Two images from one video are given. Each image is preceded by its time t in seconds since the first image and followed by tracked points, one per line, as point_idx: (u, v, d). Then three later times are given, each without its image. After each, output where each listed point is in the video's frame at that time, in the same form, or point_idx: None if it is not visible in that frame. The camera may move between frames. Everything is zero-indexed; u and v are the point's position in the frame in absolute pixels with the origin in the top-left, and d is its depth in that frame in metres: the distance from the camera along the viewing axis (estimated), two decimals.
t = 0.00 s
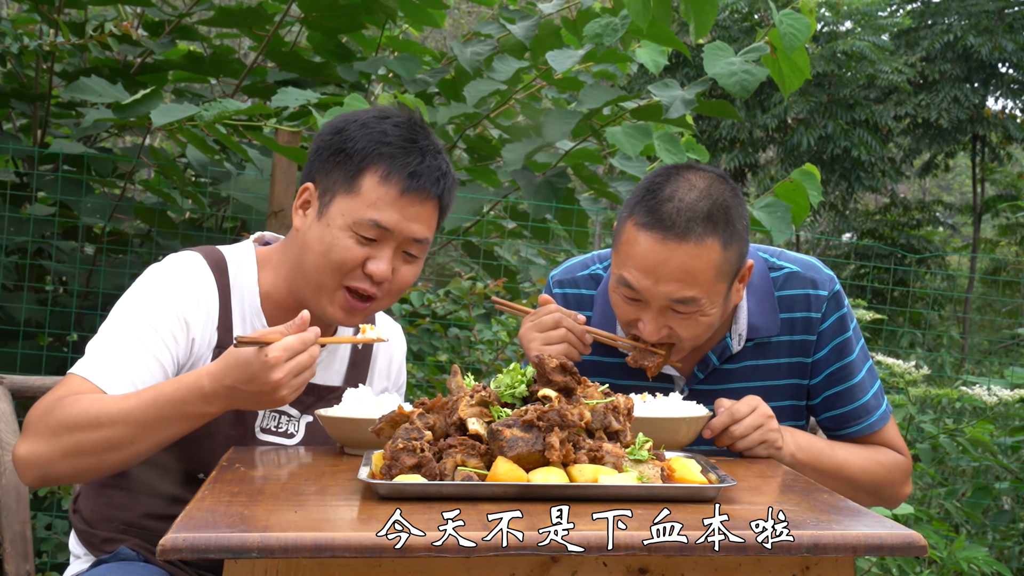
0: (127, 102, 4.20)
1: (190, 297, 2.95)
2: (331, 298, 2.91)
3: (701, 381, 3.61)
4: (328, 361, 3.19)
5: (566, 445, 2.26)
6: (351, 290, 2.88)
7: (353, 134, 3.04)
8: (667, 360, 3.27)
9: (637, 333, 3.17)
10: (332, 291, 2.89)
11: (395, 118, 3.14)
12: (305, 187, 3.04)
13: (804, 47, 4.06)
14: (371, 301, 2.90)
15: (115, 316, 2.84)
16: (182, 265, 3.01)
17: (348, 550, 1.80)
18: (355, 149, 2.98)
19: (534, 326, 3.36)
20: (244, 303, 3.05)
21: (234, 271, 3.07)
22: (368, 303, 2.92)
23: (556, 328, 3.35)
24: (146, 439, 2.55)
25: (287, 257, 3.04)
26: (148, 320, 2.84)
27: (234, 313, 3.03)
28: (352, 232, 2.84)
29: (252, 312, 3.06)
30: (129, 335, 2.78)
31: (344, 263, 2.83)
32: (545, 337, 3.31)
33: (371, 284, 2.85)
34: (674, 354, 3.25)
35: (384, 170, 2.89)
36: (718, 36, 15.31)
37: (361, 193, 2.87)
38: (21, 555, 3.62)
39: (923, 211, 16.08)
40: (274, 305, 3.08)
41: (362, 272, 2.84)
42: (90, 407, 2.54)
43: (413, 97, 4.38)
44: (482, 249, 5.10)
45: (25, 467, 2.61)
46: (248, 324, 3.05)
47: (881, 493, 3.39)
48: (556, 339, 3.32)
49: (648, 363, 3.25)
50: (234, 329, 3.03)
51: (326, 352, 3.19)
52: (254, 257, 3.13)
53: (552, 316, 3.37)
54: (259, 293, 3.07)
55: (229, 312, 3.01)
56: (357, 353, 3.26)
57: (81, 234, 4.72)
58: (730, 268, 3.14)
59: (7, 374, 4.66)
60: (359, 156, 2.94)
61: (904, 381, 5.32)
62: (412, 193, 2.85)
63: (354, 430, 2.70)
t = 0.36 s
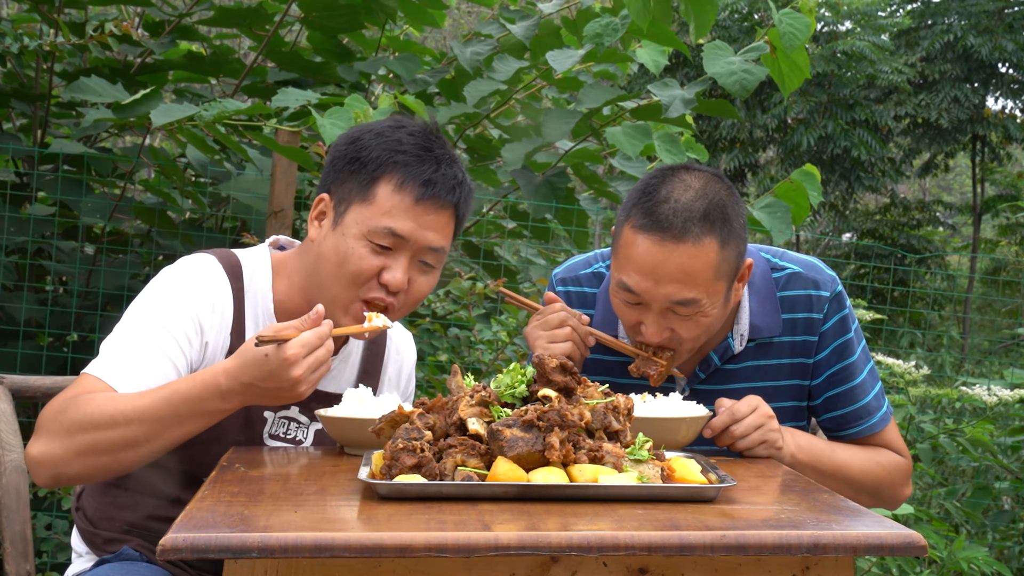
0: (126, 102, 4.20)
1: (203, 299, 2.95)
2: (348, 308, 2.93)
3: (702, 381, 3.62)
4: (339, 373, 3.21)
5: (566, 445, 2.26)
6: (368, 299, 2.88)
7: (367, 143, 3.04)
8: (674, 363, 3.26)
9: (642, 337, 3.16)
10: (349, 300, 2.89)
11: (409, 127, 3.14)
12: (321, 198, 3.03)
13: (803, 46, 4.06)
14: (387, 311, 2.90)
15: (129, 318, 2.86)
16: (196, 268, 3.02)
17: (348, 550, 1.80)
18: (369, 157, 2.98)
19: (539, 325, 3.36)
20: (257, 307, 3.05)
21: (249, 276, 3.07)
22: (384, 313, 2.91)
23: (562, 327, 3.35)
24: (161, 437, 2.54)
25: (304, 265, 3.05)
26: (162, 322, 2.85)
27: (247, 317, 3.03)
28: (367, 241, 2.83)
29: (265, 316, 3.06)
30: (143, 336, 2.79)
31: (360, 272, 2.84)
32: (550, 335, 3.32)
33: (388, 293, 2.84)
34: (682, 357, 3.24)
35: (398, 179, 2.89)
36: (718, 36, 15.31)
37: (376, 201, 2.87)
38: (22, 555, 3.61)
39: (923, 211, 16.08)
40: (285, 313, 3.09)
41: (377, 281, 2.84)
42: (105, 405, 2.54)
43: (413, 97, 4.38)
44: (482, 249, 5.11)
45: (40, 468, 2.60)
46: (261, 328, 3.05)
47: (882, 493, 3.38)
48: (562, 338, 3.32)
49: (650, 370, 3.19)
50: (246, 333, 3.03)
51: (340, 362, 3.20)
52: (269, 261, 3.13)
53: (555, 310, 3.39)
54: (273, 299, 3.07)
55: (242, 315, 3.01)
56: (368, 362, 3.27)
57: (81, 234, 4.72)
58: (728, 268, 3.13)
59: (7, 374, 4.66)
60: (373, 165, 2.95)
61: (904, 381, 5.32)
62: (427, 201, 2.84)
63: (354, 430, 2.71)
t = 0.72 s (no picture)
0: (126, 102, 4.20)
1: (206, 301, 2.95)
2: (337, 305, 2.92)
3: (702, 383, 3.61)
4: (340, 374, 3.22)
5: (566, 445, 2.26)
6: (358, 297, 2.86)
7: (359, 139, 3.05)
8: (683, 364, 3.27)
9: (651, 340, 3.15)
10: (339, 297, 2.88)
11: (402, 124, 3.15)
12: (315, 197, 3.07)
13: (804, 47, 4.06)
14: (376, 310, 2.87)
15: (132, 320, 2.83)
16: (195, 270, 3.02)
17: (349, 550, 1.80)
18: (360, 152, 2.98)
19: (512, 345, 3.34)
20: (258, 308, 3.06)
21: (248, 276, 3.08)
22: (373, 312, 2.88)
23: (536, 347, 3.31)
24: (164, 446, 2.55)
25: (298, 266, 3.04)
26: (166, 324, 2.84)
27: (248, 317, 3.04)
28: (355, 236, 2.81)
29: (266, 317, 3.06)
30: (148, 340, 2.78)
31: (349, 269, 2.82)
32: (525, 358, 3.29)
33: (377, 291, 2.82)
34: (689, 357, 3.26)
35: (387, 174, 2.89)
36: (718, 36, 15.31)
37: (365, 196, 2.86)
38: (22, 555, 3.61)
39: (923, 211, 16.07)
40: (286, 315, 3.09)
41: (367, 278, 2.82)
42: (112, 415, 2.53)
43: (413, 97, 4.38)
44: (482, 249, 5.10)
45: (45, 473, 2.59)
46: (262, 328, 3.07)
47: (882, 494, 3.39)
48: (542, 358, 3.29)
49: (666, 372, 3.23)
50: (248, 334, 3.04)
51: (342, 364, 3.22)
52: (268, 261, 3.14)
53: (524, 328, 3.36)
54: (272, 299, 3.07)
55: (243, 316, 3.02)
56: (368, 362, 3.28)
57: (81, 234, 4.72)
58: (736, 264, 3.13)
59: (7, 374, 4.65)
60: (364, 160, 2.95)
61: (904, 381, 5.32)
62: (415, 195, 2.84)
63: (354, 430, 2.71)
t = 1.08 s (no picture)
0: (127, 102, 4.20)
1: (188, 301, 2.95)
2: (337, 291, 2.89)
3: (700, 385, 3.62)
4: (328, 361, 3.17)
5: (566, 445, 2.26)
6: (356, 280, 2.86)
7: (329, 121, 3.04)
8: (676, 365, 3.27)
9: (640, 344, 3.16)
10: (337, 283, 2.87)
11: (365, 100, 3.15)
12: (292, 185, 3.03)
13: (804, 48, 4.06)
14: (377, 288, 2.88)
15: (111, 321, 2.84)
16: (179, 266, 3.01)
17: (349, 551, 1.80)
18: (335, 135, 2.99)
19: (531, 338, 3.33)
20: (243, 304, 3.05)
21: (232, 271, 3.07)
22: (373, 290, 2.90)
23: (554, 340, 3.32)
24: (130, 453, 2.55)
25: (285, 255, 3.04)
26: (143, 323, 2.84)
27: (233, 314, 3.04)
28: (348, 217, 2.84)
29: (250, 311, 3.05)
30: (125, 339, 2.79)
31: (345, 251, 2.83)
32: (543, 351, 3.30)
33: (376, 268, 2.83)
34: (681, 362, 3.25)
35: (368, 151, 2.91)
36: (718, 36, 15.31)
37: (349, 176, 2.88)
38: (21, 555, 3.62)
39: (923, 211, 16.07)
40: (275, 306, 3.07)
41: (364, 257, 2.83)
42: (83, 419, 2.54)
43: (413, 97, 4.38)
44: (482, 249, 5.10)
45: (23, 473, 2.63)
46: (246, 324, 3.06)
47: (881, 494, 3.38)
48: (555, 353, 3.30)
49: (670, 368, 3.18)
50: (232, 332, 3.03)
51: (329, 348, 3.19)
52: (252, 257, 3.13)
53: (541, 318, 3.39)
54: (256, 291, 3.07)
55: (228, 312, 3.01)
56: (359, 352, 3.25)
57: (81, 234, 4.72)
58: (727, 270, 3.13)
59: (7, 374, 4.65)
60: (341, 142, 2.96)
61: (904, 381, 5.32)
62: (400, 167, 2.88)
63: (353, 430, 2.71)
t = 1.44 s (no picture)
0: (127, 102, 4.20)
1: (180, 294, 2.96)
2: (320, 278, 2.90)
3: (702, 387, 3.64)
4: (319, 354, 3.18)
5: (566, 445, 2.27)
6: (337, 266, 2.88)
7: (306, 110, 3.05)
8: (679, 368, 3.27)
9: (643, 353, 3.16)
10: (318, 268, 2.89)
11: (342, 88, 3.16)
12: (273, 173, 3.06)
13: (804, 49, 4.06)
14: (359, 272, 2.89)
15: (103, 316, 2.84)
16: (167, 261, 3.01)
17: (348, 551, 1.80)
18: (311, 123, 3.00)
19: (557, 334, 3.33)
20: (231, 296, 3.07)
21: (219, 264, 3.09)
22: (357, 275, 2.91)
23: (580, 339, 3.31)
24: (129, 446, 2.55)
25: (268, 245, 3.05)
26: (134, 318, 2.84)
27: (221, 304, 3.05)
28: (326, 204, 2.85)
29: (238, 303, 3.06)
30: (117, 335, 2.79)
31: (325, 238, 2.84)
32: (565, 346, 3.28)
33: (356, 254, 2.85)
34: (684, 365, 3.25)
35: (344, 138, 2.92)
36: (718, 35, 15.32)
37: (325, 164, 2.89)
38: (22, 555, 3.61)
39: (923, 211, 16.07)
40: (262, 296, 3.07)
41: (344, 243, 2.85)
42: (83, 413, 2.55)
43: (413, 97, 4.38)
44: (482, 249, 5.09)
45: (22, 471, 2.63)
46: (236, 315, 3.07)
47: (881, 496, 3.39)
48: (578, 350, 3.28)
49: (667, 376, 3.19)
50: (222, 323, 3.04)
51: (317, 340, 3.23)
52: (238, 250, 3.15)
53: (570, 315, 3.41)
54: (244, 283, 3.08)
55: (217, 305, 3.02)
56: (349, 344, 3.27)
57: (81, 234, 4.71)
58: (724, 278, 3.12)
59: (7, 374, 4.65)
60: (317, 130, 2.97)
61: (904, 381, 5.32)
62: (376, 153, 2.89)
63: (353, 430, 2.71)
